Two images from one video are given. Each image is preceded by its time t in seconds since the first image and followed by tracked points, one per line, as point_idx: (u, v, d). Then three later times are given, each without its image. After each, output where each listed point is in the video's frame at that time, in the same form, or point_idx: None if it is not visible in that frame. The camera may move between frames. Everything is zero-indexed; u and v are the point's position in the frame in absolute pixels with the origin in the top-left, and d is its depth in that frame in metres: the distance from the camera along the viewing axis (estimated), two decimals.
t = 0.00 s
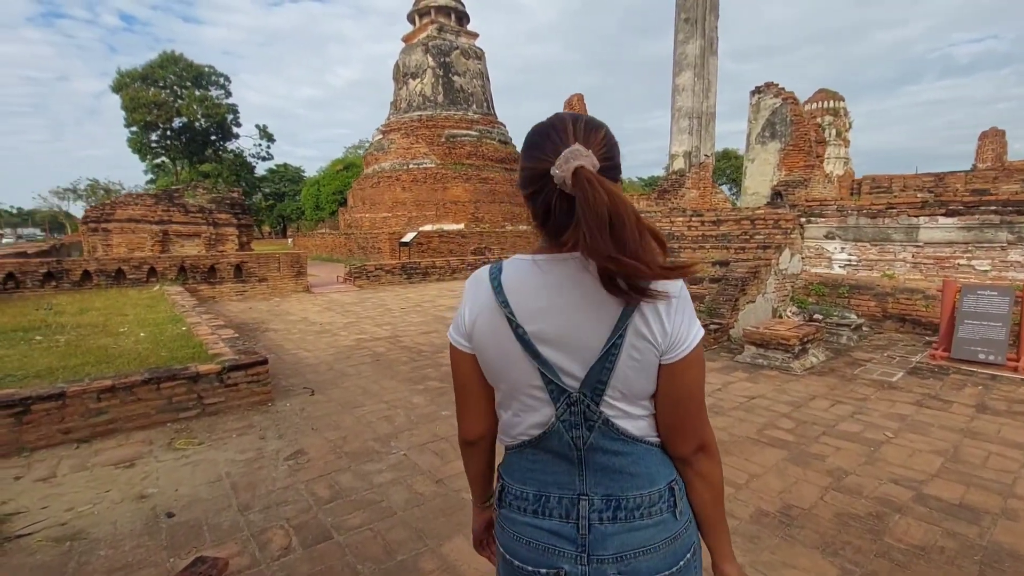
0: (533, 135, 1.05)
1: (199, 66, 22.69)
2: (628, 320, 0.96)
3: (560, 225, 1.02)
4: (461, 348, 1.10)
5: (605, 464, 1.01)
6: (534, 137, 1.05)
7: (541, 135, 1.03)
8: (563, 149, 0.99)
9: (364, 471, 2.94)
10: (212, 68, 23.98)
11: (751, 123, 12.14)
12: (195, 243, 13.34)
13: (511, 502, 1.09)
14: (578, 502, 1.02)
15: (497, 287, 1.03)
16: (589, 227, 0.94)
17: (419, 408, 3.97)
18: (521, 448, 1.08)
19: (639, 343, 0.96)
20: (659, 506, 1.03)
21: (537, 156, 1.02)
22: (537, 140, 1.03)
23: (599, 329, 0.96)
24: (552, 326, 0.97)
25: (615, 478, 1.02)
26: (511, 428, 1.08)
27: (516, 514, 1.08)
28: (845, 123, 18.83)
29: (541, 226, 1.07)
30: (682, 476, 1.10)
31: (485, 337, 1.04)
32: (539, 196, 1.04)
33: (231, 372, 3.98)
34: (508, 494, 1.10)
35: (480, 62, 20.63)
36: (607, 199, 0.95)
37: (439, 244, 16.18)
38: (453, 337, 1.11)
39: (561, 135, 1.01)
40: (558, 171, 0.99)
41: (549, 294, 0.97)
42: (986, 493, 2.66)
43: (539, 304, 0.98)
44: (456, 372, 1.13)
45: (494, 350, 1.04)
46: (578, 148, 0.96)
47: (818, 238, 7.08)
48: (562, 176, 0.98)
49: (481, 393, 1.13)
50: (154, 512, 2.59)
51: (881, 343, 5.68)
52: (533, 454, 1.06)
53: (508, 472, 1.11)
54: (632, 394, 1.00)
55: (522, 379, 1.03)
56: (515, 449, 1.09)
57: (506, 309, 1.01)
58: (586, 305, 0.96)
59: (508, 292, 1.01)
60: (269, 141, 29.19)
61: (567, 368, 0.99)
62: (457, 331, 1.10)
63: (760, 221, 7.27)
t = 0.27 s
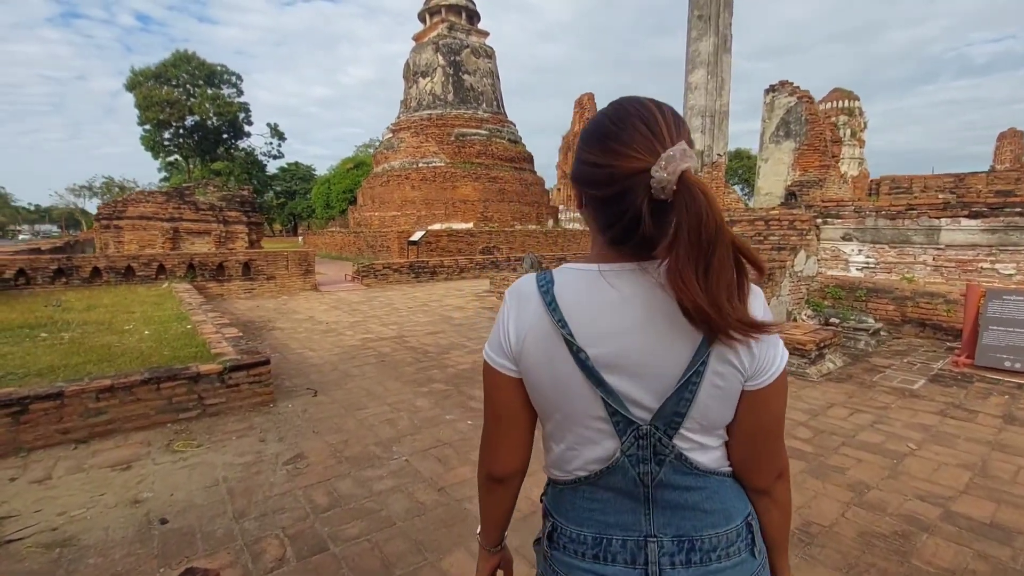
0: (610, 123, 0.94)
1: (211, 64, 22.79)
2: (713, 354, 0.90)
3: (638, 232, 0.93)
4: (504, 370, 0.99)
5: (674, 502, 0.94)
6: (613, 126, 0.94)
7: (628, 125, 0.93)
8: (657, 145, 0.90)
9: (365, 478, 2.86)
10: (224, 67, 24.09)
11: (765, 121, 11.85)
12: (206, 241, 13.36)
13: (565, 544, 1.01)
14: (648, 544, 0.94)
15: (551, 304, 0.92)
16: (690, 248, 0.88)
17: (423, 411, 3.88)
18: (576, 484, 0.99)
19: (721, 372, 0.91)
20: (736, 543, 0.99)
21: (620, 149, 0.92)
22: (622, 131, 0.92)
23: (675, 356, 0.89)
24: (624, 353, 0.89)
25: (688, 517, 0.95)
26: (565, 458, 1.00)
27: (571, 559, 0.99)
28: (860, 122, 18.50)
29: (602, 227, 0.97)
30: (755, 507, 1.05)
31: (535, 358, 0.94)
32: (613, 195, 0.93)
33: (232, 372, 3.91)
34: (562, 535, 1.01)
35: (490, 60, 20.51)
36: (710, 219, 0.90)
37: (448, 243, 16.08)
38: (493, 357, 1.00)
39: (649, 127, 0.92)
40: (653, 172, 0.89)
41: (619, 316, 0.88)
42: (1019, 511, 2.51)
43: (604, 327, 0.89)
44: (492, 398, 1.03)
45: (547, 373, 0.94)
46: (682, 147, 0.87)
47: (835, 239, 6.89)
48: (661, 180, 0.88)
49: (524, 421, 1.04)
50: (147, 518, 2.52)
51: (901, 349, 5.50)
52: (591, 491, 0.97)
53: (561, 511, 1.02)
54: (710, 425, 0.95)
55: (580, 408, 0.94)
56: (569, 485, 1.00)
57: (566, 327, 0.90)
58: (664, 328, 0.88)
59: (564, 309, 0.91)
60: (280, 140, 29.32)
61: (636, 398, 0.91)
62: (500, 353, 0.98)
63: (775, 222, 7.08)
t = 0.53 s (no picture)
0: (688, 117, 0.85)
1: (213, 63, 22.74)
2: (810, 375, 0.84)
3: (724, 241, 0.86)
4: (560, 394, 0.89)
5: (744, 547, 0.88)
6: (691, 120, 0.84)
7: (711, 119, 0.83)
8: (750, 143, 0.82)
9: (362, 486, 2.77)
10: (226, 66, 24.04)
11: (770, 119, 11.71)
12: (207, 240, 13.28)
13: None
14: None
15: (620, 319, 0.83)
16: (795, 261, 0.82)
17: (423, 415, 3.78)
18: (634, 526, 0.91)
19: (810, 397, 0.86)
20: None
21: (704, 149, 0.83)
22: (705, 127, 0.83)
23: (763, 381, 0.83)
24: (707, 375, 0.81)
25: (761, 560, 0.89)
26: (625, 493, 0.90)
27: None
28: (865, 121, 18.34)
29: (673, 235, 0.89)
30: (828, 543, 1.00)
31: (598, 380, 0.85)
32: (694, 200, 0.84)
33: (227, 376, 3.82)
34: None
35: (492, 59, 20.40)
36: (818, 229, 0.84)
37: (450, 243, 15.97)
38: (546, 380, 0.89)
39: (735, 123, 0.84)
40: (749, 176, 0.82)
41: (700, 337, 0.81)
42: None
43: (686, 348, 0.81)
44: (543, 426, 0.92)
45: (613, 397, 0.84)
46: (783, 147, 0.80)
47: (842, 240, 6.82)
48: (760, 185, 0.81)
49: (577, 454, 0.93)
50: (136, 529, 2.43)
51: (911, 351, 5.39)
52: (651, 534, 0.90)
53: (617, 556, 0.94)
54: (793, 456, 0.89)
55: (651, 438, 0.85)
56: (627, 526, 0.92)
57: (640, 346, 0.82)
58: (753, 350, 0.81)
59: (635, 325, 0.82)
60: (282, 139, 29.25)
61: (716, 429, 0.84)
62: (555, 375, 0.88)
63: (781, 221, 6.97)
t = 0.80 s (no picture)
0: (746, 111, 0.83)
1: (188, 58, 22.16)
2: (862, 382, 0.83)
3: (779, 241, 0.85)
4: (584, 391, 0.86)
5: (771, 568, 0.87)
6: (750, 114, 0.83)
7: (771, 113, 0.82)
8: (811, 140, 0.82)
9: (341, 498, 2.65)
10: (202, 61, 23.46)
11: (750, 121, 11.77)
12: (182, 240, 12.89)
13: None
14: None
15: (654, 314, 0.82)
16: (857, 264, 0.81)
17: (405, 420, 3.66)
18: (656, 540, 0.90)
19: (855, 412, 0.83)
20: None
21: (765, 144, 0.81)
22: (765, 122, 0.82)
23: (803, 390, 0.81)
24: (745, 378, 0.80)
25: None
26: (649, 502, 0.88)
27: None
28: (842, 124, 18.68)
29: (721, 231, 0.87)
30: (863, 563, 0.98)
31: (628, 378, 0.83)
32: (750, 196, 0.82)
33: (199, 382, 3.66)
34: None
35: (475, 58, 20.27)
36: (881, 233, 0.84)
37: (433, 243, 15.79)
38: (569, 374, 0.87)
39: (794, 119, 0.84)
40: (812, 174, 0.81)
41: (738, 339, 0.79)
42: None
43: (724, 350, 0.80)
44: (564, 427, 0.89)
45: (643, 396, 0.83)
46: (853, 144, 0.79)
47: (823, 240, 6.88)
48: (825, 183, 0.81)
49: (599, 458, 0.91)
50: (98, 547, 2.29)
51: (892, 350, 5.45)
52: (673, 550, 0.88)
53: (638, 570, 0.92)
54: (832, 471, 0.87)
55: (682, 445, 0.84)
56: (649, 540, 0.91)
57: (676, 343, 0.80)
58: (797, 354, 0.80)
59: (671, 323, 0.81)
60: (261, 137, 28.66)
61: (751, 439, 0.82)
62: (580, 369, 0.86)
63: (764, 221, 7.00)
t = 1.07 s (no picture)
0: (784, 126, 0.84)
1: (157, 54, 21.47)
2: (903, 393, 0.82)
3: (817, 252, 0.85)
4: (605, 396, 0.86)
5: None
6: (788, 129, 0.84)
7: (809, 129, 0.83)
8: (847, 156, 0.83)
9: (316, 514, 2.51)
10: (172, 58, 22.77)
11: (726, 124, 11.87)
12: (150, 242, 12.44)
13: None
14: None
15: (678, 321, 0.82)
16: (897, 275, 0.82)
17: (384, 429, 3.54)
18: (670, 544, 0.90)
19: (885, 428, 0.81)
20: None
21: (804, 157, 0.82)
22: (804, 137, 0.83)
23: (828, 405, 0.79)
24: (773, 391, 0.78)
25: None
26: (668, 509, 0.88)
27: None
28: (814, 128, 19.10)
29: (757, 242, 0.87)
30: None
31: (653, 386, 0.82)
32: (789, 208, 0.83)
33: (165, 392, 3.47)
34: None
35: (453, 59, 20.13)
36: (918, 245, 0.85)
37: (412, 245, 15.60)
38: (591, 378, 0.87)
39: (830, 135, 0.85)
40: (850, 187, 0.82)
41: (763, 351, 0.78)
42: (1014, 527, 2.42)
43: (748, 362, 0.78)
44: (582, 433, 0.89)
45: (666, 404, 0.82)
46: (891, 159, 0.80)
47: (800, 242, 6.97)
48: (863, 196, 0.82)
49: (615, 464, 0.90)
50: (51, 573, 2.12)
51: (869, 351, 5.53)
52: (686, 555, 0.88)
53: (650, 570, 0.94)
54: (855, 489, 0.85)
55: (703, 457, 0.83)
56: (664, 545, 0.91)
57: (702, 352, 0.80)
58: (822, 366, 0.78)
59: (695, 332, 0.81)
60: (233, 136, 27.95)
61: (770, 451, 0.81)
62: (604, 377, 0.85)
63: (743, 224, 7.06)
